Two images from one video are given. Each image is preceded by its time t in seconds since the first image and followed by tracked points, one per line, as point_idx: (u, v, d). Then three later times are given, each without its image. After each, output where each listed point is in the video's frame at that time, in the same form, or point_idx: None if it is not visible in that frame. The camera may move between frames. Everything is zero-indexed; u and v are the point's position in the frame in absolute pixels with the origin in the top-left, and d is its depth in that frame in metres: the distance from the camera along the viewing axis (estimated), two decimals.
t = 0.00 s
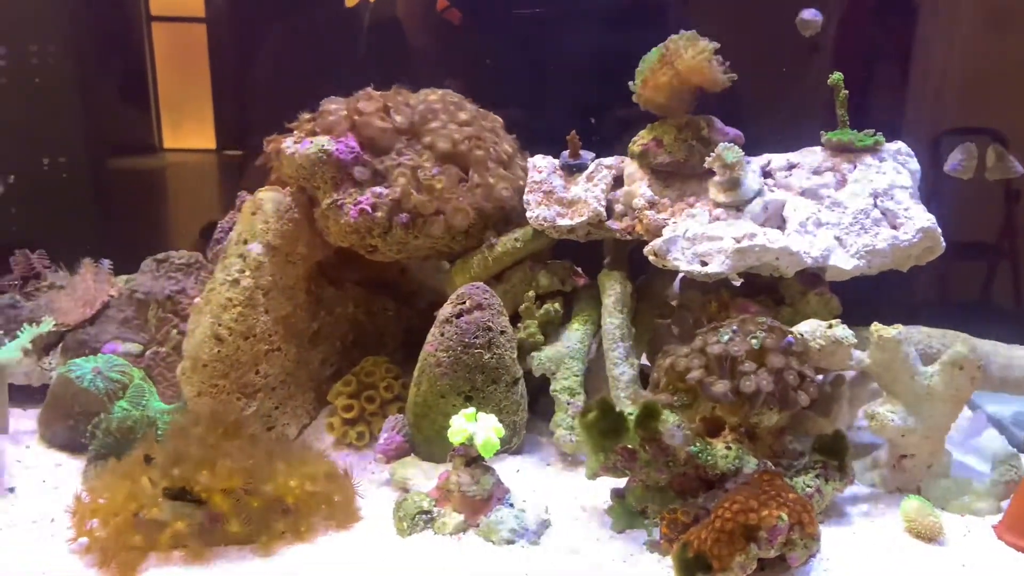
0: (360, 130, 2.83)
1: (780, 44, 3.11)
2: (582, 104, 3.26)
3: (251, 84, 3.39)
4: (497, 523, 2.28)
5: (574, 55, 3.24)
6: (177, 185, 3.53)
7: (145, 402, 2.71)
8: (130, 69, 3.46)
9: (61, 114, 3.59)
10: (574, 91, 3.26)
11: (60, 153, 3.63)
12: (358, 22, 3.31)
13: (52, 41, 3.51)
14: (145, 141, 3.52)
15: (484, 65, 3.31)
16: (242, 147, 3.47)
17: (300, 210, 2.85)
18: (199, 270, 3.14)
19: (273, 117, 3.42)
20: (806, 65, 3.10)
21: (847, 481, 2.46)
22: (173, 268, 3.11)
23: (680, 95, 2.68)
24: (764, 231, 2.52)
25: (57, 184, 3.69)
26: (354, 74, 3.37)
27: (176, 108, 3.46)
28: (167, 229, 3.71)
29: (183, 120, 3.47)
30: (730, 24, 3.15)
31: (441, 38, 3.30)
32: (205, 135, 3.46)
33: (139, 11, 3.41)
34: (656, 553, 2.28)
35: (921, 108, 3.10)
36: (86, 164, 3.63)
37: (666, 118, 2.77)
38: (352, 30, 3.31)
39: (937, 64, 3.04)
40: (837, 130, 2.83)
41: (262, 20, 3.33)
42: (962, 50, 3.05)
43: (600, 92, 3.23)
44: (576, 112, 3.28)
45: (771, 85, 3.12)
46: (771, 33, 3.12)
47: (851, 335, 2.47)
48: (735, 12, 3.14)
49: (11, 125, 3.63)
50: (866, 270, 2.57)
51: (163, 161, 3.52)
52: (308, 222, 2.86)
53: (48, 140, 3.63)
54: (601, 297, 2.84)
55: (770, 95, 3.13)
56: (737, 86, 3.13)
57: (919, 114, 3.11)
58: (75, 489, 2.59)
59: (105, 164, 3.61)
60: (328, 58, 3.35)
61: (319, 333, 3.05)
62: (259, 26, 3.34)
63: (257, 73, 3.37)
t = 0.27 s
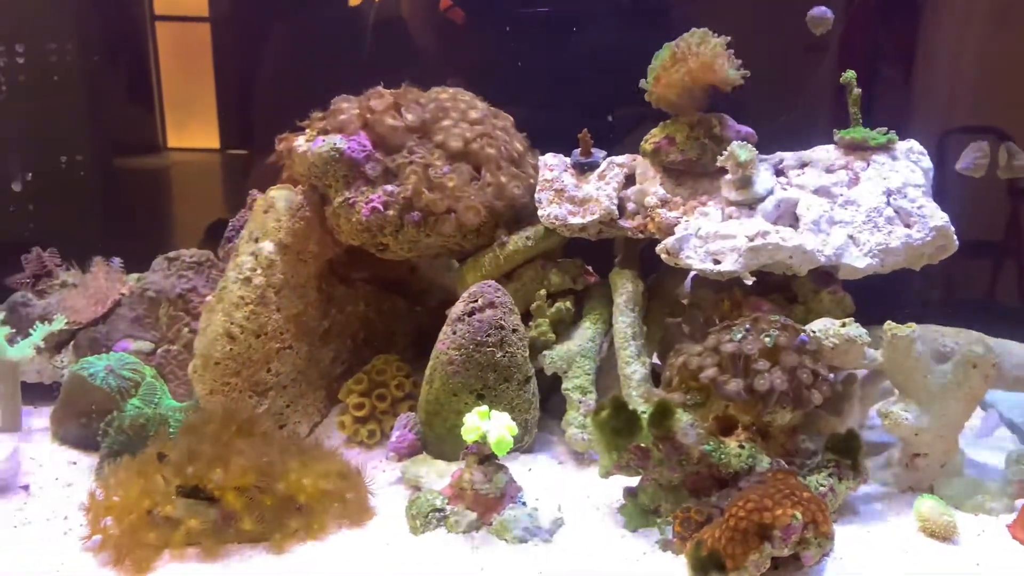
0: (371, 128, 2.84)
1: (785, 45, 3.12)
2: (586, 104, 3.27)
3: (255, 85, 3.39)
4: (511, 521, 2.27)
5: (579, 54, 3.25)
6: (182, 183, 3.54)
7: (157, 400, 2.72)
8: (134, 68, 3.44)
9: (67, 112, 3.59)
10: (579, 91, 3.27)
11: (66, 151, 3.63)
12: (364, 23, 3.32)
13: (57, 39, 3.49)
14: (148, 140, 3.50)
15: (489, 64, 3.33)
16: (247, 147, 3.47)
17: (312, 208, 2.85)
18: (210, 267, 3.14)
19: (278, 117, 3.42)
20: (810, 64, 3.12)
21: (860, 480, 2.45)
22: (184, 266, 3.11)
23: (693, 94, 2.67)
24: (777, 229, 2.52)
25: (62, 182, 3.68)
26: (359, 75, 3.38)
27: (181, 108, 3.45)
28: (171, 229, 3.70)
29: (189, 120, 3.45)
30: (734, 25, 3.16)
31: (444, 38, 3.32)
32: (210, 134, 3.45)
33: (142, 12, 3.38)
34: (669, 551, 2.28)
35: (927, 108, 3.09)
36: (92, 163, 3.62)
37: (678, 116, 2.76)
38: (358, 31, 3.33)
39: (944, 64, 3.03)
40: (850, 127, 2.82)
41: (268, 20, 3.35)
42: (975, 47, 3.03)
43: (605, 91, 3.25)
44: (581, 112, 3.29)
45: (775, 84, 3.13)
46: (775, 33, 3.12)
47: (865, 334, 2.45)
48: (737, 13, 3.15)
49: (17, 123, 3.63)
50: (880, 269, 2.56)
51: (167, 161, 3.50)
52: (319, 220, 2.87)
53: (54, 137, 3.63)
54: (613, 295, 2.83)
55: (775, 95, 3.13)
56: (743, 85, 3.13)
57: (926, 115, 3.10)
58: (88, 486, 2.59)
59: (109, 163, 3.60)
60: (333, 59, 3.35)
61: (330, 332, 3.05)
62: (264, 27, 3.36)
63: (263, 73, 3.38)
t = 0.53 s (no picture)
0: (380, 124, 2.83)
1: (786, 42, 3.13)
2: (588, 101, 3.30)
3: (258, 82, 3.41)
4: (520, 516, 2.28)
5: (581, 51, 3.26)
6: (184, 181, 3.54)
7: (166, 396, 2.72)
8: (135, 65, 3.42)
9: (65, 109, 3.51)
10: (581, 88, 3.30)
11: (64, 148, 3.55)
12: (366, 21, 3.34)
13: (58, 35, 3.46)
14: (149, 138, 3.48)
15: (491, 62, 3.35)
16: (250, 144, 3.47)
17: (320, 205, 2.85)
18: (218, 264, 3.14)
19: (282, 115, 3.45)
20: (814, 61, 3.11)
21: (870, 475, 2.45)
22: (191, 263, 3.11)
23: (704, 90, 2.64)
24: (786, 224, 2.51)
25: (58, 181, 3.61)
26: (362, 72, 3.40)
27: (183, 104, 3.44)
28: (169, 229, 3.67)
29: (190, 116, 3.45)
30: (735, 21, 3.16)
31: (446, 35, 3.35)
32: (212, 132, 3.46)
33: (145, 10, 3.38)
34: (678, 546, 2.27)
35: (927, 106, 3.10)
36: (91, 161, 3.56)
37: (687, 111, 2.73)
38: (361, 30, 3.35)
39: (946, 61, 3.03)
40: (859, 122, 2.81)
41: (271, 18, 3.37)
42: (983, 42, 3.02)
43: (607, 88, 3.27)
44: (583, 108, 3.30)
45: (777, 81, 3.14)
46: (777, 30, 3.13)
47: (875, 328, 2.45)
48: (738, 10, 3.15)
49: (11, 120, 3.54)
50: (889, 264, 2.55)
51: (170, 159, 3.50)
52: (327, 217, 2.86)
53: (50, 135, 3.55)
54: (621, 291, 2.83)
55: (775, 91, 3.15)
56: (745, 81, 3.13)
57: (926, 113, 3.11)
58: (98, 482, 2.60)
59: (110, 162, 3.55)
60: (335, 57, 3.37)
61: (338, 328, 3.06)
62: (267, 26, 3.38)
63: (266, 72, 3.40)
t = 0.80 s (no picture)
0: (388, 123, 2.84)
1: (787, 40, 3.14)
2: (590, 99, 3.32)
3: (260, 83, 3.40)
4: (530, 513, 2.28)
5: (583, 49, 3.27)
6: (186, 182, 3.54)
7: (176, 393, 2.74)
8: (139, 66, 3.41)
9: (70, 107, 3.51)
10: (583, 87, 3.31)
11: (68, 147, 3.54)
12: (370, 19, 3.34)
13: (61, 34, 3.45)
14: (152, 138, 3.47)
15: (500, 60, 3.36)
16: (253, 144, 3.47)
17: (328, 203, 2.85)
18: (226, 263, 3.17)
19: (286, 116, 3.45)
20: (815, 59, 3.11)
21: (879, 472, 2.44)
22: (200, 261, 3.14)
23: (712, 87, 2.64)
24: (796, 221, 2.51)
25: (61, 180, 3.59)
26: (365, 72, 3.40)
27: (184, 104, 3.42)
28: (173, 227, 3.66)
29: (192, 118, 3.44)
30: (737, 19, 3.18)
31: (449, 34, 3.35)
32: (215, 131, 3.46)
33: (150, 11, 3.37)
34: (688, 543, 2.27)
35: (929, 104, 3.11)
36: (96, 159, 3.55)
37: (696, 108, 2.73)
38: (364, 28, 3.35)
39: (948, 59, 3.05)
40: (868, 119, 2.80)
41: (274, 19, 3.36)
42: (990, 40, 3.03)
43: (608, 86, 3.29)
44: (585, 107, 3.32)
45: (781, 78, 3.13)
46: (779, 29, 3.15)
47: (884, 325, 2.43)
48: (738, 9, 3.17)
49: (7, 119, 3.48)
50: (898, 261, 2.55)
51: (173, 159, 3.50)
52: (336, 215, 2.86)
53: (53, 134, 3.53)
54: (629, 289, 2.83)
55: (777, 88, 3.14)
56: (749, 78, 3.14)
57: (927, 111, 3.12)
58: (108, 480, 2.60)
59: (115, 160, 3.54)
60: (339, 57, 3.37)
61: (346, 326, 3.07)
62: (270, 26, 3.36)
63: (268, 73, 3.38)
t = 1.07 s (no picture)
0: (400, 119, 2.85)
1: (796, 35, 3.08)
2: (594, 95, 3.32)
3: (263, 80, 3.38)
4: (545, 509, 2.29)
5: (587, 46, 3.25)
6: (189, 180, 3.53)
7: (189, 390, 2.73)
8: (142, 65, 3.43)
9: (75, 106, 3.55)
10: (587, 82, 3.30)
11: (75, 147, 3.58)
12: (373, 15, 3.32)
13: (65, 31, 3.48)
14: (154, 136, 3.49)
15: (511, 55, 3.34)
16: (256, 143, 3.48)
17: (339, 200, 2.85)
18: (238, 260, 3.16)
19: (288, 113, 3.42)
20: (822, 55, 3.06)
21: (893, 468, 2.44)
22: (212, 258, 3.14)
23: (725, 82, 2.66)
24: (809, 217, 2.52)
25: (67, 179, 3.62)
26: (368, 70, 3.36)
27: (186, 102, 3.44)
28: (175, 226, 3.64)
29: (195, 117, 3.45)
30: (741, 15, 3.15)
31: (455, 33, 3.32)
32: (218, 130, 3.46)
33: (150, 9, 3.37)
34: (702, 539, 2.27)
35: (936, 101, 3.09)
36: (100, 158, 3.56)
37: (708, 104, 2.73)
38: (367, 24, 3.32)
39: (953, 55, 3.04)
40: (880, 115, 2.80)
41: (276, 17, 3.33)
42: (1000, 36, 3.05)
43: (610, 82, 3.28)
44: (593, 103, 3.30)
45: (788, 77, 3.08)
46: (786, 20, 3.09)
47: (898, 321, 2.44)
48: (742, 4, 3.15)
49: (17, 120, 3.57)
50: (910, 257, 2.56)
51: (175, 157, 3.51)
52: (348, 211, 2.87)
53: (61, 133, 3.58)
54: (641, 285, 2.83)
55: (787, 85, 3.09)
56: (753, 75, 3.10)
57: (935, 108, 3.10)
58: (122, 475, 2.61)
59: (118, 159, 3.54)
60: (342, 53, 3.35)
61: (358, 322, 3.07)
62: (273, 23, 3.34)
63: (274, 70, 3.37)
